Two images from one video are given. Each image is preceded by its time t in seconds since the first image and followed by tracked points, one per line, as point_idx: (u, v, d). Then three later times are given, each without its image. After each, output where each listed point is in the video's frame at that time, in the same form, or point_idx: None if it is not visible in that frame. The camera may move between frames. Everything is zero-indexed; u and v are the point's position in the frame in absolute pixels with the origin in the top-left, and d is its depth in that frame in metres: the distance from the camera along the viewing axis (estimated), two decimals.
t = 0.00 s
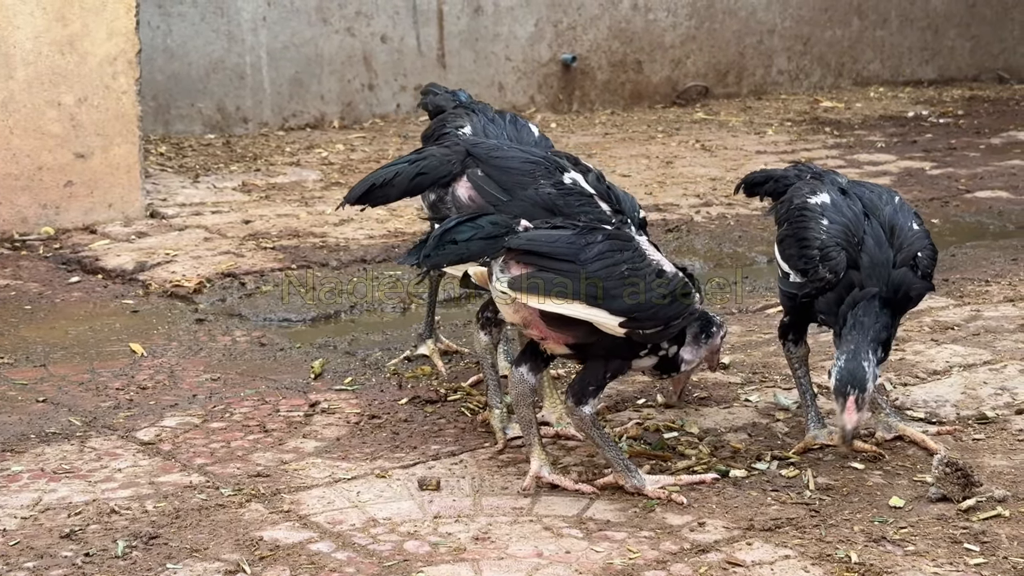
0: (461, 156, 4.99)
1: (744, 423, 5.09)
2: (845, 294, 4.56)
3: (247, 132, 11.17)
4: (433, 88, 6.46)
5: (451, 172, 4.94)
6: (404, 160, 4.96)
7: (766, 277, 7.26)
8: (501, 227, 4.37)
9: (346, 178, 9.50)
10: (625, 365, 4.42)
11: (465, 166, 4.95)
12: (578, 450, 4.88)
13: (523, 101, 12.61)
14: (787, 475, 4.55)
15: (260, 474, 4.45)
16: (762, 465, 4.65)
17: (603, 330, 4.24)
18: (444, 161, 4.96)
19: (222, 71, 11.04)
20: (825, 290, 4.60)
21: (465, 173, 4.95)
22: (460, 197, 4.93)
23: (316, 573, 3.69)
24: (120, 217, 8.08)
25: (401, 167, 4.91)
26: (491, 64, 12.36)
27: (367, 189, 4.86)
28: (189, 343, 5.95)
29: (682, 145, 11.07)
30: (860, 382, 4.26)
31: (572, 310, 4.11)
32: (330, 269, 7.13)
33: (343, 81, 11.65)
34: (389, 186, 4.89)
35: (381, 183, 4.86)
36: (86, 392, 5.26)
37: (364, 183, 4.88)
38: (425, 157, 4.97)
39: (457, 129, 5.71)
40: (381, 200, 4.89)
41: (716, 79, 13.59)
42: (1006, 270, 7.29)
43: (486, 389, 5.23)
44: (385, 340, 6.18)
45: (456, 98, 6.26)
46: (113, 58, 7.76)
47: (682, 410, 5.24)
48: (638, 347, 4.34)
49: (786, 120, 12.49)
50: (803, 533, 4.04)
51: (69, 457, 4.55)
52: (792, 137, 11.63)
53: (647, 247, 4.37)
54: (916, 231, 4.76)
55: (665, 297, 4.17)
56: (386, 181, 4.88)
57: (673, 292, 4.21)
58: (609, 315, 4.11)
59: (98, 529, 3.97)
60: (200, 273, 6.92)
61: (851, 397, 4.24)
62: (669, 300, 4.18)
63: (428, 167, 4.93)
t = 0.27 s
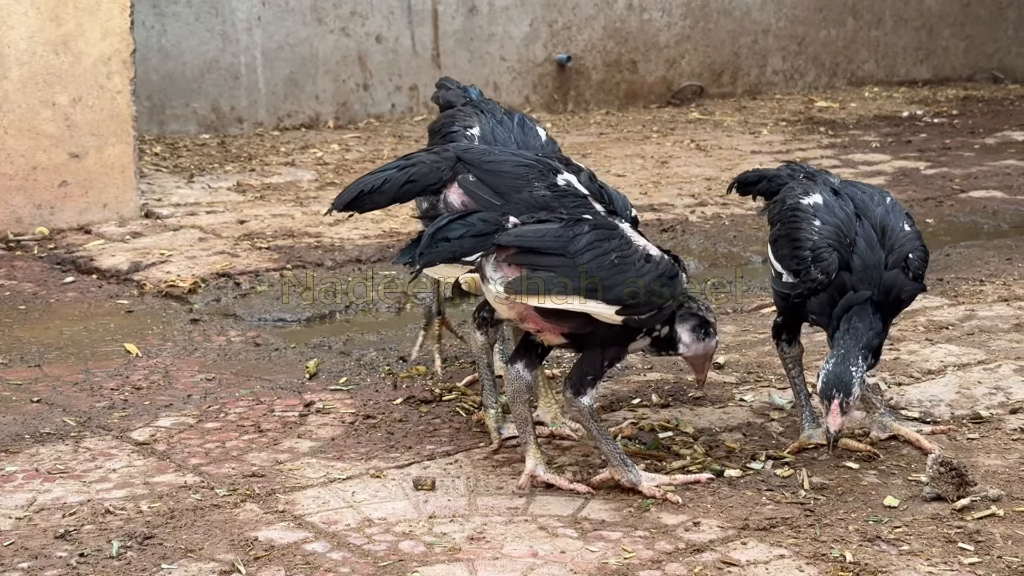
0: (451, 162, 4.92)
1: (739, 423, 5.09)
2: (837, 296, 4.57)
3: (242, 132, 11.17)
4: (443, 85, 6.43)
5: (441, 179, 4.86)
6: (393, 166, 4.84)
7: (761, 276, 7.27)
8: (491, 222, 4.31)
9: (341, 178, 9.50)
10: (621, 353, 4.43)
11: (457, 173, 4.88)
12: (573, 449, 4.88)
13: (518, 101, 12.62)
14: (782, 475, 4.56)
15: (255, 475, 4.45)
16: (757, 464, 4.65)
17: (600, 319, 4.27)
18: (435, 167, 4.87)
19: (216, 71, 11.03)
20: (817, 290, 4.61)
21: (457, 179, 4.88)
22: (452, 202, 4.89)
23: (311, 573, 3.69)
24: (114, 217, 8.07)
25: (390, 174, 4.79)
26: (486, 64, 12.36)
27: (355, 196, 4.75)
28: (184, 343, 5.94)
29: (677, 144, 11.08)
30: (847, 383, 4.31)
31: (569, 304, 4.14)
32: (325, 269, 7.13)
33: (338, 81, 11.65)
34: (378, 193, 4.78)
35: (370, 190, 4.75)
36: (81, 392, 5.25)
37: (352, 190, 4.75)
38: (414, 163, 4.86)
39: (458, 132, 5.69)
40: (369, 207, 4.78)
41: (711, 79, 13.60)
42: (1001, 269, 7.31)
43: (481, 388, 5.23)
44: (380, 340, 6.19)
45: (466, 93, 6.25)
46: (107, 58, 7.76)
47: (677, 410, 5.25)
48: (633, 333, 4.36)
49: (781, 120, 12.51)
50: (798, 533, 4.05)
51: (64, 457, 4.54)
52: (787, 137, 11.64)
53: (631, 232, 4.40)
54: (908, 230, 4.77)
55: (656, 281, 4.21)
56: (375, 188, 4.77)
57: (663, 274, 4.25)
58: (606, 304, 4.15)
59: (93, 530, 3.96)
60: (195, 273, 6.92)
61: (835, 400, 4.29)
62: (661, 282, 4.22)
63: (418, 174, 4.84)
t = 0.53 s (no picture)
0: (446, 163, 4.93)
1: (733, 422, 5.10)
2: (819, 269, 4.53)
3: (236, 132, 11.16)
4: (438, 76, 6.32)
5: (435, 180, 4.87)
6: (386, 168, 4.86)
7: (756, 276, 7.27)
8: (520, 228, 4.34)
9: (336, 178, 9.49)
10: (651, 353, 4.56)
11: (450, 175, 4.89)
12: (569, 449, 4.88)
13: (512, 101, 12.62)
14: (776, 475, 4.56)
15: (249, 474, 4.45)
16: (751, 464, 4.66)
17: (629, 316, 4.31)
18: (428, 169, 4.88)
19: (211, 71, 11.02)
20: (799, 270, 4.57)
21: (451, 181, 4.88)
22: (446, 204, 4.89)
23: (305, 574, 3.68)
24: (108, 217, 8.06)
25: (383, 176, 4.80)
26: (480, 64, 12.36)
27: (348, 198, 4.77)
28: (178, 343, 5.94)
29: (671, 144, 11.09)
30: (833, 243, 4.35)
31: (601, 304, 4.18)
32: (319, 269, 7.13)
33: (332, 81, 11.64)
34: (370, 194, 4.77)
35: (363, 191, 4.75)
36: (75, 392, 5.25)
37: (344, 191, 4.77)
38: (407, 165, 4.88)
39: (453, 129, 5.63)
40: (363, 208, 4.79)
41: (705, 79, 13.61)
42: (995, 269, 7.32)
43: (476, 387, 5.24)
44: (374, 339, 6.18)
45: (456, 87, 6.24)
46: (101, 58, 7.75)
47: (671, 410, 5.25)
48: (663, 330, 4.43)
49: (776, 120, 12.52)
50: (793, 532, 4.06)
51: (58, 457, 4.54)
52: (781, 137, 11.66)
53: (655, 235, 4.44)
54: (888, 210, 4.76)
55: (681, 285, 4.24)
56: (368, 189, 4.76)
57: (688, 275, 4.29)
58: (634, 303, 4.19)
59: (87, 530, 3.96)
60: (189, 273, 6.91)
61: (823, 248, 4.33)
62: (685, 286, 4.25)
63: (411, 177, 4.84)
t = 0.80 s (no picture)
0: (439, 162, 4.94)
1: (727, 421, 5.11)
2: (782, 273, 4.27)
3: (231, 132, 11.15)
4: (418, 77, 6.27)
5: (429, 180, 4.90)
6: (380, 169, 4.89)
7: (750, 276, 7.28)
8: (571, 215, 4.42)
9: (330, 178, 9.49)
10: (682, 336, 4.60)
11: (443, 173, 4.92)
12: (563, 448, 4.88)
13: (507, 101, 12.62)
14: (770, 474, 4.57)
15: (243, 475, 4.45)
16: (745, 464, 4.67)
17: (666, 304, 4.34)
18: (422, 170, 4.90)
19: (205, 71, 11.01)
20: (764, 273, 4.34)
21: (445, 180, 4.90)
22: (441, 203, 4.91)
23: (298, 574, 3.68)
24: (102, 217, 8.06)
25: (377, 177, 4.83)
26: (475, 64, 12.36)
27: (343, 200, 4.80)
28: (172, 343, 5.93)
29: (666, 143, 11.10)
30: (793, 266, 4.06)
31: (639, 288, 4.22)
32: (314, 269, 7.13)
33: (327, 80, 11.64)
34: (366, 195, 4.81)
35: (358, 193, 4.79)
36: (69, 393, 5.24)
37: (339, 193, 4.81)
38: (401, 165, 4.90)
39: (443, 128, 5.61)
40: (357, 209, 4.82)
41: (700, 78, 13.63)
42: (989, 269, 7.33)
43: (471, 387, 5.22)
44: (368, 339, 6.18)
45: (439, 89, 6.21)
46: (95, 58, 7.74)
47: (665, 410, 5.26)
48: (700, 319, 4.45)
49: (770, 120, 12.53)
50: (786, 531, 4.07)
51: (52, 457, 4.54)
52: (775, 136, 11.67)
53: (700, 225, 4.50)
54: (875, 214, 4.44)
55: (716, 273, 4.28)
56: (363, 190, 4.80)
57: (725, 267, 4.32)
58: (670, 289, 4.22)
59: (80, 531, 3.96)
60: (183, 273, 6.91)
61: (764, 287, 4.01)
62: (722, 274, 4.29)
63: (405, 177, 4.87)
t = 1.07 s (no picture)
0: (429, 170, 4.90)
1: (722, 422, 5.11)
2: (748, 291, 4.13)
3: (225, 132, 11.14)
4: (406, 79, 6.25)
5: (419, 188, 4.84)
6: (373, 183, 4.93)
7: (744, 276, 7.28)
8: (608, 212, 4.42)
9: (324, 178, 9.48)
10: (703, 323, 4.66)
11: (433, 179, 4.85)
12: (558, 448, 4.88)
13: (502, 101, 12.63)
14: (764, 474, 4.58)
15: (237, 475, 4.45)
16: (739, 464, 4.68)
17: (691, 300, 4.39)
18: (412, 178, 4.86)
19: (200, 71, 11.01)
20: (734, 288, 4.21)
21: (435, 186, 4.84)
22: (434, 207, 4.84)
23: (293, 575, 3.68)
24: (97, 218, 8.05)
25: (369, 192, 4.87)
26: (470, 64, 12.36)
27: (338, 217, 4.91)
28: (166, 344, 5.93)
29: (660, 143, 11.12)
30: (728, 328, 3.86)
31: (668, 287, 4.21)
32: (309, 270, 7.12)
33: (322, 81, 11.64)
34: (359, 212, 4.89)
35: (351, 210, 4.88)
36: (63, 393, 5.24)
37: (334, 210, 4.92)
38: (393, 177, 4.90)
39: (433, 130, 5.60)
40: (353, 225, 4.93)
41: (694, 78, 13.64)
42: (983, 268, 7.35)
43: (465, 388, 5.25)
44: (363, 340, 6.18)
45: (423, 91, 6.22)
46: (90, 58, 7.73)
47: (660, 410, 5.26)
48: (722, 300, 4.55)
49: (764, 120, 12.55)
50: (781, 532, 4.07)
51: (46, 458, 4.53)
52: (770, 137, 11.68)
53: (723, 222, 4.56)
54: (857, 233, 4.19)
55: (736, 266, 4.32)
56: (357, 207, 4.89)
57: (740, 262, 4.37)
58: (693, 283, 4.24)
59: (75, 531, 3.96)
60: (178, 274, 6.91)
61: (701, 352, 3.81)
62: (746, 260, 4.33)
63: (397, 187, 4.86)
